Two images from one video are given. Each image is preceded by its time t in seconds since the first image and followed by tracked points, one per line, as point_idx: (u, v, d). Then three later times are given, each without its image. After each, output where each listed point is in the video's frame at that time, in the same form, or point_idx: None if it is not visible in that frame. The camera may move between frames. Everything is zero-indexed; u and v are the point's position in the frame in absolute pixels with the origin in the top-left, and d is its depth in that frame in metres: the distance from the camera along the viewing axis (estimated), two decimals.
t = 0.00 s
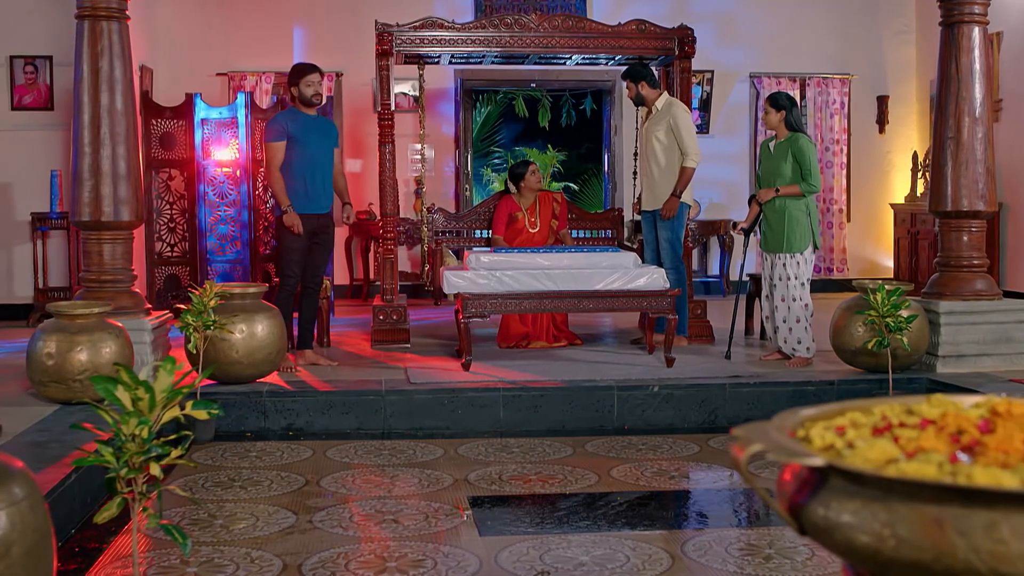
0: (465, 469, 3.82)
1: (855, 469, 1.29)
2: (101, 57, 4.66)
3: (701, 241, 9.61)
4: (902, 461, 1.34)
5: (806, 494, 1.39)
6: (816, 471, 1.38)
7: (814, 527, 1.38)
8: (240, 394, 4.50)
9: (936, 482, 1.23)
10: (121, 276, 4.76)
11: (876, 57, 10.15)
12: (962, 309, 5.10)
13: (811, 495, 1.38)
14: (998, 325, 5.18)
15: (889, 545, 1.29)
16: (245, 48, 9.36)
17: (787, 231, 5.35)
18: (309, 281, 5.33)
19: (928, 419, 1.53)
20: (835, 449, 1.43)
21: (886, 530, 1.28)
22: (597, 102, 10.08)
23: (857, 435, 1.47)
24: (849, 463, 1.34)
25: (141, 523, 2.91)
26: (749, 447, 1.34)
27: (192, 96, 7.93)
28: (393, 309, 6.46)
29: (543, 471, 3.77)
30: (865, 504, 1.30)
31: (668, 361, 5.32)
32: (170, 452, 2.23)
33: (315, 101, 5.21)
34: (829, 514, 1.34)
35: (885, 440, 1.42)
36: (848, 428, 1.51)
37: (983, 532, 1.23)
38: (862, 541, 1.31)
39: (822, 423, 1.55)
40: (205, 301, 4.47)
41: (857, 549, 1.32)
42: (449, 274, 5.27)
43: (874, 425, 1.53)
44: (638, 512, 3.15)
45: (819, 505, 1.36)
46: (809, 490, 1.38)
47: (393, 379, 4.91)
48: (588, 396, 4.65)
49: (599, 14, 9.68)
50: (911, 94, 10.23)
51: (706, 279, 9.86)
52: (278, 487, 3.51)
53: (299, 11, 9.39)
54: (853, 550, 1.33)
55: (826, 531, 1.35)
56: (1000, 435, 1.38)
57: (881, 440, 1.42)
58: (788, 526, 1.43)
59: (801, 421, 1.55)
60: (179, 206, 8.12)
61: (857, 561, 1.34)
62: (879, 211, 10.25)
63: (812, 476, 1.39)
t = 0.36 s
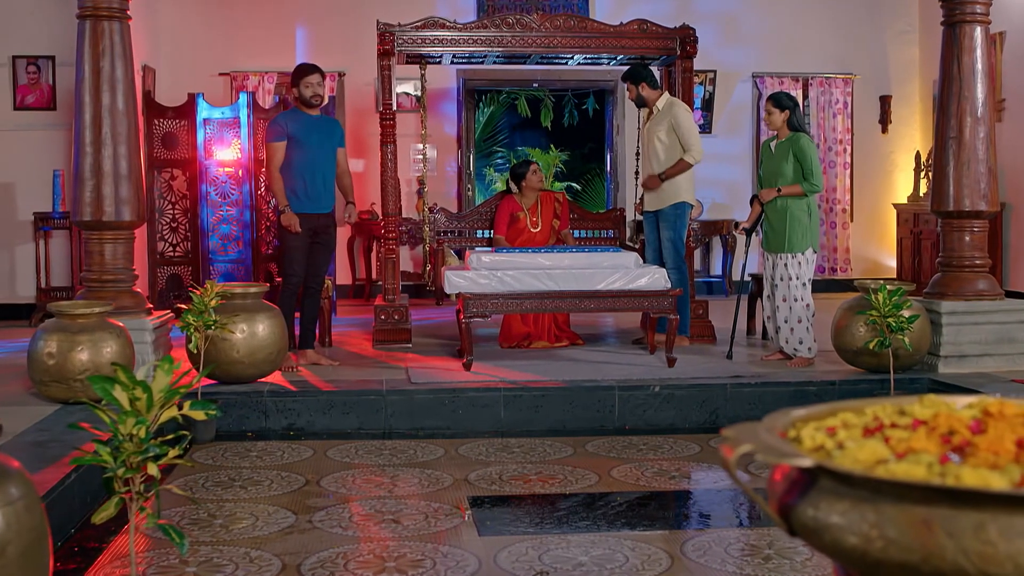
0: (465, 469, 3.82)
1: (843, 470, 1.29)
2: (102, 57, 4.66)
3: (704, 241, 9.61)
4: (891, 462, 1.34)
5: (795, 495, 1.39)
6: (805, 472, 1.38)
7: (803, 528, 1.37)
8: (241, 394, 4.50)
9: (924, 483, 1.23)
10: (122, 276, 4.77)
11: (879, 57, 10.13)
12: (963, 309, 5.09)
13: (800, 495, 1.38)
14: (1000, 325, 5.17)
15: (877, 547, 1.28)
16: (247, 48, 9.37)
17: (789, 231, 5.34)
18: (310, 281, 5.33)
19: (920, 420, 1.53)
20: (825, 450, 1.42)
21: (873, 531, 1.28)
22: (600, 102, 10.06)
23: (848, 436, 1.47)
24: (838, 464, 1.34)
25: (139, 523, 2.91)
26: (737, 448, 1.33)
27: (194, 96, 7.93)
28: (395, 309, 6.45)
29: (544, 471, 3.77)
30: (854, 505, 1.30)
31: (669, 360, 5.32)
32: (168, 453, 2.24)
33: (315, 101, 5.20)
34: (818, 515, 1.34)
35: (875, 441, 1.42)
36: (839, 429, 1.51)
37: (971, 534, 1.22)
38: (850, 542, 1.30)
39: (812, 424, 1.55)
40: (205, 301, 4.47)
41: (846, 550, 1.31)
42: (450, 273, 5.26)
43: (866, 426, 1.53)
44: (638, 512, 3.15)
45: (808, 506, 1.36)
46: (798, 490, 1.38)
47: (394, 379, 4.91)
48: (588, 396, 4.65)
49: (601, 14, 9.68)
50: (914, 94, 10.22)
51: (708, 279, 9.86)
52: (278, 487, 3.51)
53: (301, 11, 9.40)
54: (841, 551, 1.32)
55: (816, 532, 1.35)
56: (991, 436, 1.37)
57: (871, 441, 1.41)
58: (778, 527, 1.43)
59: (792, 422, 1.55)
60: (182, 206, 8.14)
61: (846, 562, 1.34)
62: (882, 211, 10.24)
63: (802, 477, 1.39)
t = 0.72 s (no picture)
0: (465, 469, 3.82)
1: (830, 471, 1.29)
2: (103, 57, 4.67)
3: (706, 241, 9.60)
4: (879, 463, 1.34)
5: (783, 496, 1.38)
6: (793, 473, 1.38)
7: (791, 529, 1.37)
8: (242, 394, 4.50)
9: (911, 484, 1.22)
10: (122, 276, 4.77)
11: (882, 57, 10.12)
12: (965, 309, 5.09)
13: (788, 496, 1.38)
14: (1001, 326, 5.16)
15: (864, 548, 1.28)
16: (249, 48, 9.37)
17: (789, 231, 5.33)
18: (311, 281, 5.32)
19: (910, 421, 1.53)
20: (813, 451, 1.42)
21: (860, 532, 1.27)
22: (602, 102, 10.04)
23: (837, 437, 1.47)
24: (825, 465, 1.34)
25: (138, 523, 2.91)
26: (725, 448, 1.33)
27: (195, 96, 7.96)
28: (396, 309, 6.45)
29: (544, 471, 3.77)
30: (841, 506, 1.30)
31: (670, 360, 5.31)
32: (164, 452, 2.24)
33: (313, 101, 5.21)
34: (806, 516, 1.33)
35: (864, 442, 1.41)
36: (829, 429, 1.51)
37: (958, 535, 1.21)
38: (837, 544, 1.30)
39: (803, 424, 1.54)
40: (205, 301, 4.47)
41: (832, 551, 1.31)
42: (450, 273, 5.26)
43: (855, 427, 1.53)
44: (637, 512, 3.15)
45: (796, 507, 1.35)
46: (786, 491, 1.38)
47: (395, 379, 4.91)
48: (589, 397, 4.64)
49: (603, 14, 9.68)
50: (917, 94, 10.20)
51: (710, 279, 9.86)
52: (278, 486, 3.52)
53: (304, 11, 9.41)
54: (828, 553, 1.32)
55: (803, 533, 1.35)
56: (979, 437, 1.37)
57: (859, 442, 1.41)
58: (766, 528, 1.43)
59: (782, 423, 1.55)
60: (184, 205, 8.17)
61: (833, 563, 1.33)
62: (884, 211, 10.22)
63: (789, 478, 1.38)
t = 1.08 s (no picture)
0: (465, 469, 3.82)
1: (815, 472, 1.29)
2: (104, 56, 4.67)
3: (708, 241, 9.59)
4: (865, 463, 1.33)
5: (769, 496, 1.38)
6: (779, 474, 1.38)
7: (778, 530, 1.37)
8: (242, 393, 4.51)
9: (895, 484, 1.22)
10: (123, 275, 4.78)
11: (885, 56, 10.11)
12: (966, 309, 5.07)
13: (774, 497, 1.38)
14: (1002, 325, 5.15)
15: (848, 549, 1.28)
16: (251, 48, 9.38)
17: (789, 230, 5.33)
18: (310, 280, 5.33)
19: (899, 422, 1.52)
20: (800, 451, 1.42)
21: (844, 533, 1.27)
22: (604, 101, 10.02)
23: (825, 437, 1.47)
24: (811, 465, 1.33)
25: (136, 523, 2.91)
26: (710, 449, 1.32)
27: (197, 96, 7.98)
28: (398, 308, 6.46)
29: (543, 471, 3.76)
30: (826, 507, 1.29)
31: (670, 360, 5.31)
32: (158, 452, 2.24)
33: (311, 100, 5.21)
34: (791, 517, 1.33)
35: (851, 443, 1.41)
36: (816, 429, 1.51)
37: (942, 536, 1.21)
38: (822, 545, 1.30)
39: (791, 425, 1.54)
40: (206, 300, 4.47)
41: (817, 552, 1.31)
42: (450, 273, 5.26)
43: (844, 427, 1.52)
44: (636, 512, 3.14)
45: (781, 508, 1.35)
46: (772, 492, 1.38)
47: (395, 379, 4.90)
48: (589, 396, 4.64)
49: (606, 13, 9.68)
50: (920, 93, 10.19)
51: (712, 279, 9.84)
52: (277, 486, 3.52)
53: (306, 10, 9.41)
54: (813, 553, 1.32)
55: (789, 534, 1.34)
56: (967, 438, 1.37)
57: (846, 442, 1.41)
58: (752, 529, 1.42)
59: (770, 423, 1.54)
60: (186, 205, 8.18)
61: (818, 564, 1.33)
62: (887, 211, 10.21)
63: (776, 478, 1.38)
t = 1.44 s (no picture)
0: (464, 469, 3.82)
1: (797, 473, 1.29)
2: (104, 57, 4.68)
3: (710, 241, 9.58)
4: (848, 464, 1.33)
5: (753, 497, 1.38)
6: (762, 475, 1.38)
7: (760, 530, 1.37)
8: (242, 393, 4.51)
9: (876, 486, 1.22)
10: (124, 275, 4.78)
11: (888, 56, 10.09)
12: (967, 309, 5.06)
13: (757, 497, 1.37)
14: (1004, 326, 5.14)
15: (829, 550, 1.27)
16: (254, 48, 9.38)
17: (789, 230, 5.32)
18: (310, 280, 5.33)
19: (885, 423, 1.52)
20: (784, 452, 1.42)
21: (826, 534, 1.27)
22: (607, 101, 10.05)
23: (810, 437, 1.46)
24: (793, 466, 1.33)
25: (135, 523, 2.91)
26: (693, 449, 1.32)
27: (200, 96, 7.95)
28: (399, 308, 6.45)
29: (543, 471, 3.76)
30: (808, 507, 1.29)
31: (671, 361, 5.30)
32: (152, 452, 2.24)
33: (309, 99, 5.22)
34: (773, 518, 1.33)
35: (836, 443, 1.41)
36: (802, 430, 1.50)
37: (923, 538, 1.20)
38: (803, 546, 1.30)
39: (776, 425, 1.54)
40: (206, 300, 4.47)
41: (800, 553, 1.31)
42: (451, 274, 5.26)
43: (830, 428, 1.52)
44: (634, 513, 3.14)
45: (764, 509, 1.35)
46: (755, 493, 1.38)
47: (396, 379, 4.89)
48: (590, 396, 4.64)
49: (608, 14, 9.67)
50: (923, 92, 10.17)
51: (715, 279, 9.82)
52: (277, 486, 3.52)
53: (309, 10, 9.42)
54: (795, 554, 1.32)
55: (771, 535, 1.34)
56: (951, 439, 1.36)
57: (830, 443, 1.41)
58: (736, 529, 1.42)
59: (756, 423, 1.54)
60: (188, 205, 8.24)
61: (801, 565, 1.33)
62: (890, 211, 10.19)
63: (759, 478, 1.38)
